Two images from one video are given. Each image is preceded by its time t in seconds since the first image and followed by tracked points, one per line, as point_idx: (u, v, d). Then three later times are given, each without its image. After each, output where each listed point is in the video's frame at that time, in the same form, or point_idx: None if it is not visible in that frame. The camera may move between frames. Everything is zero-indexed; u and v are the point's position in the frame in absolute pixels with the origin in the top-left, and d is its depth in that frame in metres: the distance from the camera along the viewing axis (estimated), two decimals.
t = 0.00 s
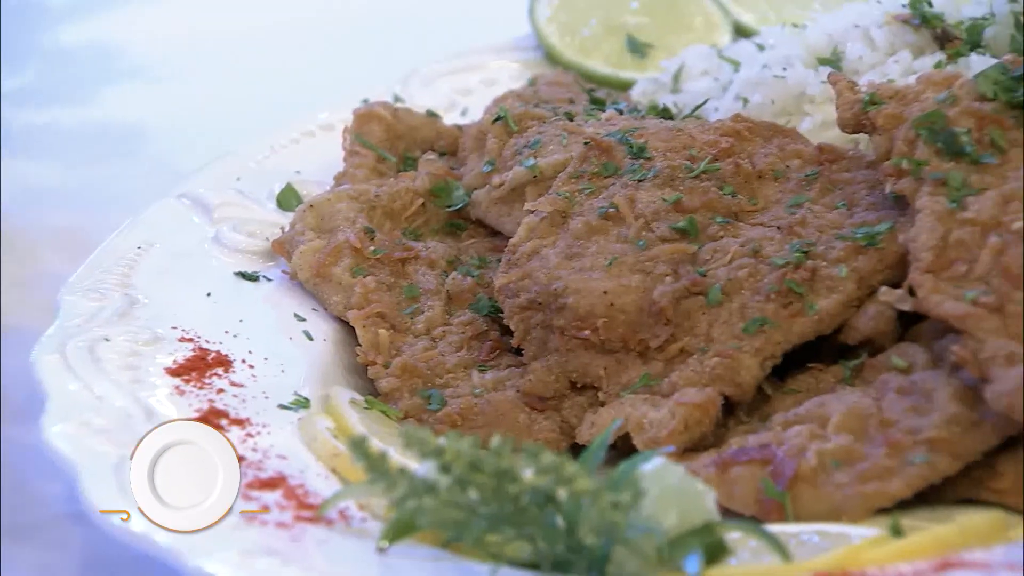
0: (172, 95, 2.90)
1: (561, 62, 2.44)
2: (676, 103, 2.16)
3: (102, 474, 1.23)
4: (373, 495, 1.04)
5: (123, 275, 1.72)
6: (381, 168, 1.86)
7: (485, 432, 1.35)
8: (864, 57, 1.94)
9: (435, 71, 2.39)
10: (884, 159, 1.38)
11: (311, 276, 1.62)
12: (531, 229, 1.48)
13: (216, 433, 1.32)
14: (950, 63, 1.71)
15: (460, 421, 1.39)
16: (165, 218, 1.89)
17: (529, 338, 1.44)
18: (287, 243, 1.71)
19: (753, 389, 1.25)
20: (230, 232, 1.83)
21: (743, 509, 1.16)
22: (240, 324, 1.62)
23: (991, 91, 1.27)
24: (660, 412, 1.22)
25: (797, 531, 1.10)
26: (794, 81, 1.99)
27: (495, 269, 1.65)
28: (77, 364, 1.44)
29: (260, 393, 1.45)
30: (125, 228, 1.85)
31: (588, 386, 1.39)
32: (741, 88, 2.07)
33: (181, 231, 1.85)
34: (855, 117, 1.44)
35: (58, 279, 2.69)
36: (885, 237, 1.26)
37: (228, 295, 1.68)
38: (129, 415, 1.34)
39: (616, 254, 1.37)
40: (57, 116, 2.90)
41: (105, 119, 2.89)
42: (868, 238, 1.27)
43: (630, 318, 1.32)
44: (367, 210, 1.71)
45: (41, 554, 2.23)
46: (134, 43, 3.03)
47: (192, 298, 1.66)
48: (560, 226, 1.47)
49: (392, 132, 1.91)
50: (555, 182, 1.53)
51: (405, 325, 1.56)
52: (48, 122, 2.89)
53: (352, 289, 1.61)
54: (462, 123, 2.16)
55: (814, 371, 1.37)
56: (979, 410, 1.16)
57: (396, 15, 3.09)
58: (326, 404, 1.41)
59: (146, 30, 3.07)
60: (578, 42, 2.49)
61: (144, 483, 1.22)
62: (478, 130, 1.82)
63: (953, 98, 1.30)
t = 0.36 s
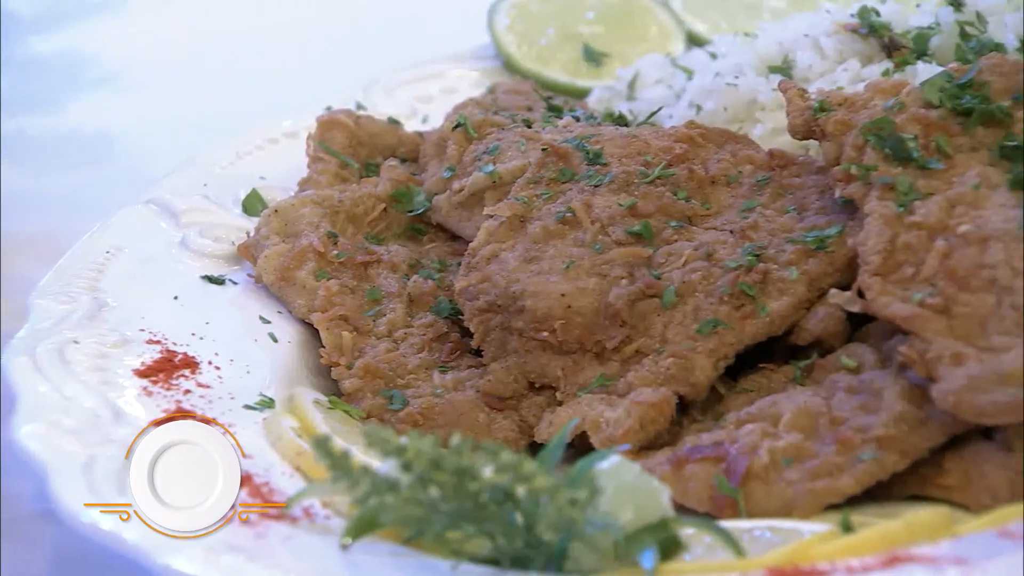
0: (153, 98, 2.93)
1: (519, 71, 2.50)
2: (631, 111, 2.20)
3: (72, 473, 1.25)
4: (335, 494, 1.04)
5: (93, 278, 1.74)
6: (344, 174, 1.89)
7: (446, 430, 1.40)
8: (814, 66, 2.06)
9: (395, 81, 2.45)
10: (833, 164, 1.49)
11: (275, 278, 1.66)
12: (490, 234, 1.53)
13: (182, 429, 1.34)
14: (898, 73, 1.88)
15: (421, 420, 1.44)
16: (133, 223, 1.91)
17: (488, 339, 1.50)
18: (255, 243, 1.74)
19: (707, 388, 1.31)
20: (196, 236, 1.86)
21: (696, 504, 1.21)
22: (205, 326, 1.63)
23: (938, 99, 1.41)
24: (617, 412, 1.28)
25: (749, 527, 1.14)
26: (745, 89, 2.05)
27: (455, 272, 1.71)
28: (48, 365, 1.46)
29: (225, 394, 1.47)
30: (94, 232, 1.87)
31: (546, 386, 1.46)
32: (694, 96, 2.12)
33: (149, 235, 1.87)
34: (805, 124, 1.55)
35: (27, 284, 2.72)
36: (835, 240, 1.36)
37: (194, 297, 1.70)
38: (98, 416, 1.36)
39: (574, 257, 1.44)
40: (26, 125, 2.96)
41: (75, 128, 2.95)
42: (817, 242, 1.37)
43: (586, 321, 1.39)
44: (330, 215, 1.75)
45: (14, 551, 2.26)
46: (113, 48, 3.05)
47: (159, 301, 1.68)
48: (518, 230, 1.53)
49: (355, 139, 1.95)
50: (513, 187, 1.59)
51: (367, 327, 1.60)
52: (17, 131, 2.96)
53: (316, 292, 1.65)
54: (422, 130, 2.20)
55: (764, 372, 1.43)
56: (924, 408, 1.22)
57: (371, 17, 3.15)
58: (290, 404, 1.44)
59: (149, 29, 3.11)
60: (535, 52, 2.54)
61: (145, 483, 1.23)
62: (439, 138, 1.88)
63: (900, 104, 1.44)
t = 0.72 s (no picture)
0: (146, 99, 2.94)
1: (479, 79, 2.55)
2: (589, 118, 2.25)
3: (41, 473, 1.26)
4: (300, 493, 1.06)
5: (62, 282, 1.74)
6: (308, 179, 1.91)
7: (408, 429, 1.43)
8: (767, 73, 2.11)
9: (361, 87, 2.49)
10: (786, 170, 1.57)
11: (241, 282, 1.68)
12: (451, 237, 1.56)
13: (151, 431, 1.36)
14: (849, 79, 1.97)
15: (383, 419, 1.46)
16: (100, 229, 1.92)
17: (449, 341, 1.53)
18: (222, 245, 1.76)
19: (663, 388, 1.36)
20: (163, 241, 1.87)
21: (653, 501, 1.24)
22: (173, 328, 1.65)
23: (887, 105, 1.48)
24: (574, 411, 1.31)
25: (705, 523, 1.17)
26: (700, 96, 2.09)
27: (417, 275, 1.74)
28: (20, 368, 1.47)
29: (193, 394, 1.50)
30: (63, 238, 1.86)
31: (506, 386, 1.48)
32: (650, 103, 2.16)
33: (118, 240, 1.88)
34: (757, 131, 1.62)
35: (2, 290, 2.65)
36: (787, 243, 1.43)
37: (162, 300, 1.72)
38: (68, 416, 1.37)
39: (533, 259, 1.47)
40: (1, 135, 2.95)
41: (42, 138, 2.89)
42: (771, 245, 1.43)
43: (545, 322, 1.42)
44: (295, 219, 1.77)
45: None
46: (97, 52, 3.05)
47: (127, 304, 1.69)
48: (477, 234, 1.56)
49: (319, 145, 1.98)
50: (474, 192, 1.62)
51: (332, 329, 1.62)
52: None
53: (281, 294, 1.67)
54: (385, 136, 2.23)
55: (718, 372, 1.47)
56: (874, 407, 1.26)
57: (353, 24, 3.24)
58: (255, 405, 1.49)
59: (147, 27, 3.12)
60: (495, 60, 2.59)
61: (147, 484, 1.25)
62: (401, 144, 1.89)
63: (850, 111, 1.52)
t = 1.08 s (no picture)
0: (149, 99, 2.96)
1: (442, 87, 2.58)
2: (549, 124, 2.31)
3: (17, 472, 1.30)
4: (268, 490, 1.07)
5: (37, 283, 1.76)
6: (276, 184, 1.94)
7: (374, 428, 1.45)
8: (721, 81, 2.18)
9: (329, 94, 2.52)
10: (739, 174, 1.63)
11: (210, 284, 1.69)
12: (415, 240, 1.59)
13: (123, 431, 1.39)
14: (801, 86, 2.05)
15: (349, 417, 1.49)
16: (74, 233, 1.92)
17: (414, 341, 1.56)
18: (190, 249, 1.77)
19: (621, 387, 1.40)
20: (135, 244, 1.88)
21: (612, 497, 1.29)
22: (145, 329, 1.67)
23: (837, 112, 1.56)
24: (535, 408, 1.35)
25: (662, 517, 1.21)
26: (656, 103, 2.15)
27: (383, 277, 1.76)
28: None
29: (163, 394, 1.51)
30: (37, 240, 1.88)
31: (469, 385, 1.52)
32: (608, 109, 2.21)
33: (90, 243, 1.89)
34: (712, 137, 1.68)
35: None
36: (741, 246, 1.49)
37: (134, 302, 1.74)
38: (43, 416, 1.41)
39: (495, 262, 1.51)
40: None
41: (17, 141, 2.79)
42: (725, 248, 1.49)
43: (507, 322, 1.45)
44: (263, 223, 1.79)
45: None
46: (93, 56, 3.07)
47: (99, 306, 1.71)
48: (441, 237, 1.59)
49: (286, 151, 2.00)
50: (437, 196, 1.66)
51: (299, 329, 1.64)
52: None
53: (249, 296, 1.69)
54: (350, 143, 2.26)
55: (675, 372, 1.52)
56: (826, 405, 1.32)
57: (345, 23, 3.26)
58: (225, 403, 1.49)
59: (148, 27, 3.21)
60: (458, 67, 2.63)
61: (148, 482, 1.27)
62: (366, 150, 1.90)
63: (803, 118, 1.59)
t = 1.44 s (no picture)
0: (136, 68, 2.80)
1: (412, 94, 2.62)
2: (516, 130, 2.34)
3: None
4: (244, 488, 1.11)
5: (19, 285, 1.77)
6: (252, 189, 1.96)
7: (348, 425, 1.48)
8: (683, 88, 2.23)
9: (301, 103, 2.54)
10: (701, 178, 1.69)
11: (188, 286, 1.72)
12: (386, 243, 1.63)
13: (104, 429, 1.40)
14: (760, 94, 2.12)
15: (323, 415, 1.52)
16: (55, 237, 1.95)
17: (386, 341, 1.59)
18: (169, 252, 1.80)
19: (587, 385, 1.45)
20: (115, 247, 1.90)
21: (578, 492, 1.33)
22: (125, 330, 1.69)
23: (795, 118, 1.63)
24: (503, 406, 1.40)
25: (627, 512, 1.26)
26: (620, 110, 2.20)
27: (356, 279, 1.79)
28: None
29: (143, 392, 1.53)
30: (19, 245, 1.89)
31: (440, 384, 1.55)
32: (574, 116, 2.26)
33: (72, 246, 1.91)
34: (673, 144, 1.73)
35: None
36: (702, 248, 1.55)
37: (114, 303, 1.76)
38: (24, 414, 1.42)
39: (466, 264, 1.55)
40: None
41: None
42: (687, 250, 1.54)
43: (476, 322, 1.49)
44: (239, 226, 1.82)
45: None
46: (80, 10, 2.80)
47: (79, 307, 1.73)
48: (412, 240, 1.63)
49: (261, 157, 2.03)
50: (409, 201, 1.70)
51: (274, 330, 1.67)
52: None
53: (226, 298, 1.72)
54: (325, 148, 2.29)
55: (639, 371, 1.57)
56: (785, 402, 1.37)
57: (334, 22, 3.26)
58: (203, 402, 1.51)
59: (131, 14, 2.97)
60: (428, 76, 2.67)
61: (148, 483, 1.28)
62: (339, 155, 1.95)
63: (762, 124, 1.65)
